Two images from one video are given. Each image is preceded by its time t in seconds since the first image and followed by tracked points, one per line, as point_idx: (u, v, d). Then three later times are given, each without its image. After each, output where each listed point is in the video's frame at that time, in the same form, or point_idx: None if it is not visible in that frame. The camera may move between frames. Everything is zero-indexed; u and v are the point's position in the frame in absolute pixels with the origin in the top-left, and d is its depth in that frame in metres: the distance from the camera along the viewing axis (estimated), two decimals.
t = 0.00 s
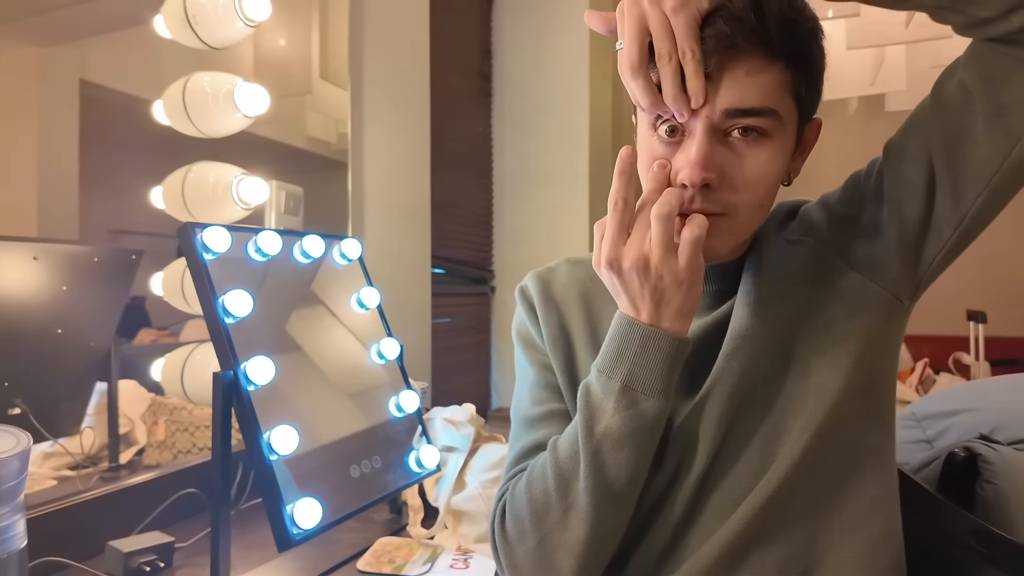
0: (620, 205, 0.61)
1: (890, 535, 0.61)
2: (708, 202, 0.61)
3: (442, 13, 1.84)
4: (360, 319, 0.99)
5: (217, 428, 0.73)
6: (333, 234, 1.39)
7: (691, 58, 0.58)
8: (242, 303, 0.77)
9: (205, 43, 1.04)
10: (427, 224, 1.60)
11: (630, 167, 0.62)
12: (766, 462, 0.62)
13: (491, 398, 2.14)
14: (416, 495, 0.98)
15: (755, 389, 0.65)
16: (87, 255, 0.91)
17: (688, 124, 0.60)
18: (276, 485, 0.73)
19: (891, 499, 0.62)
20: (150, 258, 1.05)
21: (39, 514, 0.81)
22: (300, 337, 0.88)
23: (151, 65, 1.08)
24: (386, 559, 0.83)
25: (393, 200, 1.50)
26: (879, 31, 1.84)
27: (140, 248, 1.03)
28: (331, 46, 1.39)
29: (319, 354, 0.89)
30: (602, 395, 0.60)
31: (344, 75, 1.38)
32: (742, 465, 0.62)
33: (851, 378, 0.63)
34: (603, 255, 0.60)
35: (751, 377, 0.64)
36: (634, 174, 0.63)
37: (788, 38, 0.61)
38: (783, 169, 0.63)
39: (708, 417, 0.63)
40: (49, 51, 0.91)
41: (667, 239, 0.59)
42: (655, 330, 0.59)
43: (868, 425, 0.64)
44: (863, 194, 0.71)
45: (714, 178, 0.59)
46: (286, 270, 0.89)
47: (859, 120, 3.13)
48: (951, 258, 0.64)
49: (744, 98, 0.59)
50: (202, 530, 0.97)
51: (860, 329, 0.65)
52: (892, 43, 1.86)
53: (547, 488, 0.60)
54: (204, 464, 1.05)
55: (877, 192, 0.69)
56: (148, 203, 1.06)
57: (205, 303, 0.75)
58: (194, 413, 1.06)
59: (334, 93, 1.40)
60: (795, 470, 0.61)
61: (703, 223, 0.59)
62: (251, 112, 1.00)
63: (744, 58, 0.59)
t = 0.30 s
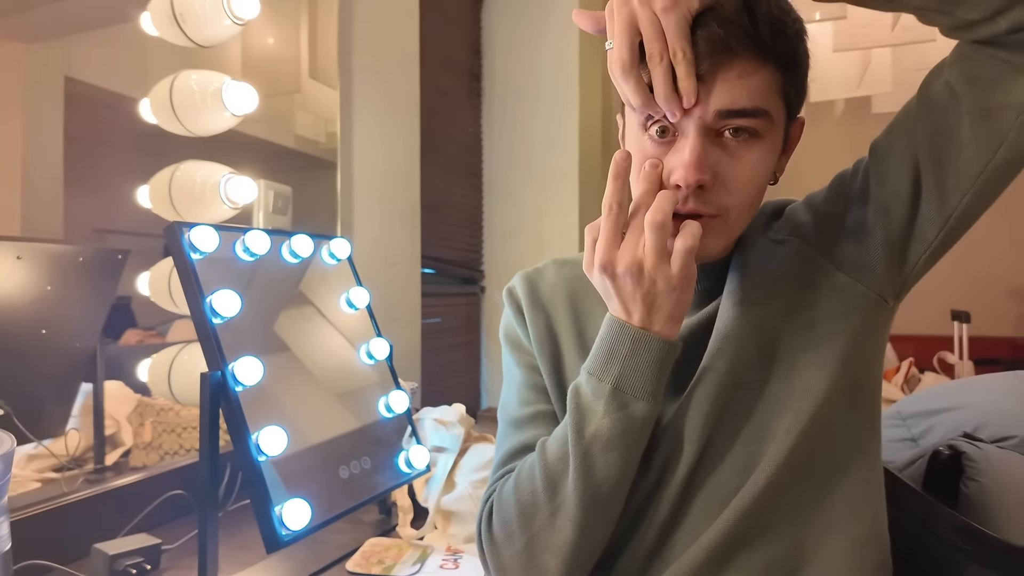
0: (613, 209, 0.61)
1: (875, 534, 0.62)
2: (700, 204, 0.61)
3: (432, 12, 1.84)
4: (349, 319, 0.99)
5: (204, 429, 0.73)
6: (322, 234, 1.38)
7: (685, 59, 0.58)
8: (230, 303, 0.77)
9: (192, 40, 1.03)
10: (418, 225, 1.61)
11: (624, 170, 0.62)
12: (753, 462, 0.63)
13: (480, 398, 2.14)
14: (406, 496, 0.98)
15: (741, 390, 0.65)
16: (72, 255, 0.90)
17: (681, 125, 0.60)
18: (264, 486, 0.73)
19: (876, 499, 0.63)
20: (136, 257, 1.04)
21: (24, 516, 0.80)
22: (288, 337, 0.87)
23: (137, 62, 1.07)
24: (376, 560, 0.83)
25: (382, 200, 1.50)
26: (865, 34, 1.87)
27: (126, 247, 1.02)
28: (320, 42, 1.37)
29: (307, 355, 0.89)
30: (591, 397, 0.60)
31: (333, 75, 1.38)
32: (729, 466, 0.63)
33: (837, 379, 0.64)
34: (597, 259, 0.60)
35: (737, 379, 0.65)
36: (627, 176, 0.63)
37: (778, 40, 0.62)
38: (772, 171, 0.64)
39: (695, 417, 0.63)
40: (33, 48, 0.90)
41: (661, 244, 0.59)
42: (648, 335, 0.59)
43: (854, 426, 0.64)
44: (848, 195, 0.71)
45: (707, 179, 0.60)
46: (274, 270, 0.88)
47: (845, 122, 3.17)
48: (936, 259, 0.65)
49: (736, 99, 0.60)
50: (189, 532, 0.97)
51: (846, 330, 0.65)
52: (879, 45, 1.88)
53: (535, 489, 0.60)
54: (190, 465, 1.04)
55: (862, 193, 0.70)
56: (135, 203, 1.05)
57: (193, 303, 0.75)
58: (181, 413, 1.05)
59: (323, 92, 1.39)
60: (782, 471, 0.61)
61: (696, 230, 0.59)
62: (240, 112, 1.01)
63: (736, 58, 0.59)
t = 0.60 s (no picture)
0: (601, 207, 0.61)
1: (866, 533, 0.62)
2: (688, 203, 0.61)
3: (425, 12, 1.83)
4: (341, 318, 0.98)
5: (196, 430, 0.73)
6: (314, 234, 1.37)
7: (673, 58, 0.58)
8: (222, 302, 0.77)
9: (183, 38, 1.03)
10: (412, 224, 1.61)
11: (614, 169, 0.62)
12: (744, 463, 0.63)
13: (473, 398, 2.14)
14: (399, 496, 0.98)
15: (730, 391, 0.66)
16: (62, 253, 0.91)
17: (669, 123, 0.60)
18: (257, 485, 0.72)
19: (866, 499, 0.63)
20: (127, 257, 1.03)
21: (13, 518, 0.80)
22: (280, 337, 0.87)
23: (127, 59, 1.06)
24: (368, 560, 0.83)
25: (375, 200, 1.50)
26: (855, 36, 1.88)
27: (116, 247, 1.01)
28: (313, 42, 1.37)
29: (299, 355, 0.89)
30: (581, 398, 0.60)
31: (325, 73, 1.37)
32: (720, 467, 0.63)
33: (827, 379, 0.64)
34: (586, 258, 0.61)
35: (727, 378, 0.65)
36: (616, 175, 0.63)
37: (767, 39, 0.63)
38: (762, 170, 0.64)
39: (686, 418, 0.64)
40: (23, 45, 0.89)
41: (649, 243, 0.59)
42: (637, 334, 0.59)
43: (843, 426, 0.65)
44: (838, 196, 0.72)
45: (695, 178, 0.60)
46: (267, 269, 0.88)
47: (835, 124, 3.19)
48: (925, 259, 0.66)
49: (724, 98, 0.60)
50: (180, 533, 0.96)
51: (836, 330, 0.66)
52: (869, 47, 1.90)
53: (527, 490, 0.60)
54: (181, 466, 1.05)
55: (852, 194, 0.70)
56: (126, 201, 1.04)
57: (185, 303, 0.74)
58: (173, 414, 1.05)
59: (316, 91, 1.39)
60: (773, 471, 0.62)
61: (683, 229, 0.60)
62: (232, 110, 1.03)
63: (724, 56, 0.60)
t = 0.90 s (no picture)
0: (590, 207, 0.61)
1: (862, 534, 0.62)
2: (678, 202, 0.61)
3: (420, 11, 1.83)
4: (335, 319, 0.98)
5: (189, 431, 0.72)
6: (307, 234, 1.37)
7: (660, 59, 0.58)
8: (215, 302, 0.76)
9: (177, 37, 1.02)
10: (405, 223, 1.61)
11: (603, 168, 0.62)
12: (736, 463, 0.63)
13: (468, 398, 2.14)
14: (392, 497, 0.97)
15: (723, 391, 0.66)
16: (53, 253, 0.88)
17: (658, 124, 0.61)
18: (249, 486, 0.72)
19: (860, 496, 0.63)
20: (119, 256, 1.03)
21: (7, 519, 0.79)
22: (273, 337, 0.87)
23: (119, 57, 1.05)
24: (362, 561, 0.83)
25: (369, 200, 1.49)
26: (848, 38, 1.89)
27: (108, 246, 1.01)
28: (307, 41, 1.37)
29: (293, 355, 0.88)
30: (573, 397, 0.60)
31: (320, 73, 1.37)
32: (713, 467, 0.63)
33: (820, 378, 0.64)
34: (574, 257, 0.61)
35: (718, 378, 0.65)
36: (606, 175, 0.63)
37: (755, 39, 0.63)
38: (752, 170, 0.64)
39: (679, 417, 0.64)
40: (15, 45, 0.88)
41: (637, 242, 0.59)
42: (626, 332, 0.59)
43: (836, 425, 0.65)
44: (830, 196, 0.73)
45: (684, 178, 0.60)
46: (260, 269, 0.87)
47: (828, 125, 3.21)
48: (916, 259, 0.66)
49: (713, 98, 0.60)
50: (174, 534, 0.96)
51: (829, 329, 0.66)
52: (861, 49, 1.91)
53: (520, 491, 0.61)
54: (174, 466, 1.04)
55: (842, 195, 0.71)
56: (118, 201, 1.05)
57: (177, 303, 0.74)
58: (165, 415, 1.04)
59: (309, 90, 1.38)
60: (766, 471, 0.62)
61: (671, 226, 0.60)
62: (226, 110, 1.01)
63: (712, 57, 0.60)
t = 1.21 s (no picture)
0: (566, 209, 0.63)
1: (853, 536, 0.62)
2: (656, 204, 0.62)
3: (413, 11, 1.83)
4: (328, 319, 0.98)
5: (180, 432, 0.72)
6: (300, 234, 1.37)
7: (633, 63, 0.58)
8: (207, 302, 0.76)
9: (168, 35, 1.02)
10: (398, 223, 1.60)
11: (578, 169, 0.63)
12: (723, 467, 0.64)
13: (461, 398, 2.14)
14: (385, 497, 0.97)
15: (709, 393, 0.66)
16: (44, 252, 0.87)
17: (634, 127, 0.61)
18: (241, 487, 0.72)
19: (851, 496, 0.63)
20: (109, 256, 1.02)
21: None
22: (265, 337, 0.86)
23: (110, 56, 1.05)
24: (355, 561, 0.82)
25: (363, 199, 1.49)
26: (839, 40, 1.93)
27: (98, 245, 1.00)
28: (300, 41, 1.36)
29: (285, 355, 0.88)
30: (556, 398, 0.60)
31: (313, 72, 1.36)
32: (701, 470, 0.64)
33: (806, 380, 0.65)
34: (550, 257, 0.62)
35: (705, 382, 0.65)
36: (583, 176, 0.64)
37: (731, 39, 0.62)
38: (733, 171, 0.64)
39: (664, 421, 0.64)
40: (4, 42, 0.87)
41: (609, 242, 0.60)
42: (601, 333, 0.59)
43: (824, 427, 0.65)
44: (818, 195, 0.73)
45: (660, 180, 0.60)
46: (252, 269, 0.87)
47: (820, 125, 3.22)
48: (904, 258, 0.66)
49: (688, 100, 0.60)
50: (166, 536, 0.95)
51: (816, 331, 0.66)
52: (852, 50, 1.93)
53: (507, 492, 0.61)
54: (166, 467, 1.02)
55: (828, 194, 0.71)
56: (109, 200, 1.04)
57: (169, 302, 0.74)
58: (156, 415, 1.03)
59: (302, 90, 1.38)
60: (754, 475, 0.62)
61: (641, 225, 0.60)
62: (217, 108, 1.02)
63: (685, 59, 0.60)
